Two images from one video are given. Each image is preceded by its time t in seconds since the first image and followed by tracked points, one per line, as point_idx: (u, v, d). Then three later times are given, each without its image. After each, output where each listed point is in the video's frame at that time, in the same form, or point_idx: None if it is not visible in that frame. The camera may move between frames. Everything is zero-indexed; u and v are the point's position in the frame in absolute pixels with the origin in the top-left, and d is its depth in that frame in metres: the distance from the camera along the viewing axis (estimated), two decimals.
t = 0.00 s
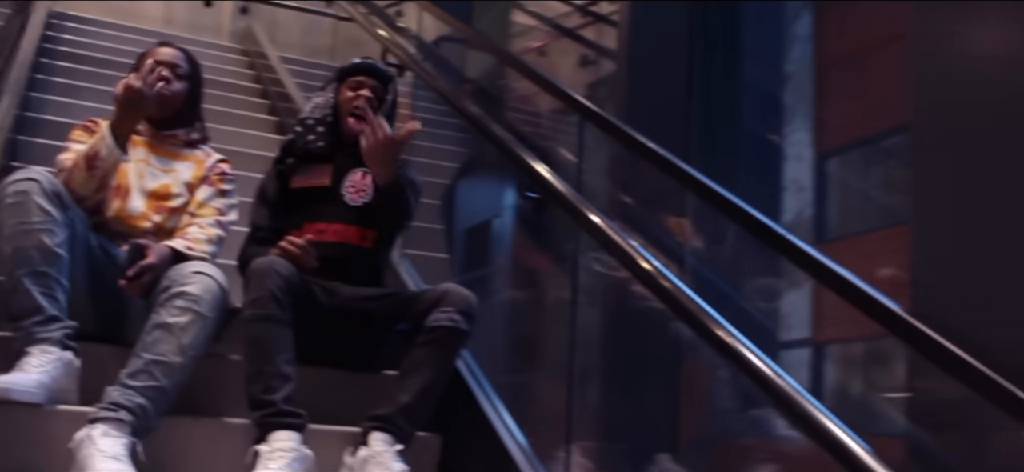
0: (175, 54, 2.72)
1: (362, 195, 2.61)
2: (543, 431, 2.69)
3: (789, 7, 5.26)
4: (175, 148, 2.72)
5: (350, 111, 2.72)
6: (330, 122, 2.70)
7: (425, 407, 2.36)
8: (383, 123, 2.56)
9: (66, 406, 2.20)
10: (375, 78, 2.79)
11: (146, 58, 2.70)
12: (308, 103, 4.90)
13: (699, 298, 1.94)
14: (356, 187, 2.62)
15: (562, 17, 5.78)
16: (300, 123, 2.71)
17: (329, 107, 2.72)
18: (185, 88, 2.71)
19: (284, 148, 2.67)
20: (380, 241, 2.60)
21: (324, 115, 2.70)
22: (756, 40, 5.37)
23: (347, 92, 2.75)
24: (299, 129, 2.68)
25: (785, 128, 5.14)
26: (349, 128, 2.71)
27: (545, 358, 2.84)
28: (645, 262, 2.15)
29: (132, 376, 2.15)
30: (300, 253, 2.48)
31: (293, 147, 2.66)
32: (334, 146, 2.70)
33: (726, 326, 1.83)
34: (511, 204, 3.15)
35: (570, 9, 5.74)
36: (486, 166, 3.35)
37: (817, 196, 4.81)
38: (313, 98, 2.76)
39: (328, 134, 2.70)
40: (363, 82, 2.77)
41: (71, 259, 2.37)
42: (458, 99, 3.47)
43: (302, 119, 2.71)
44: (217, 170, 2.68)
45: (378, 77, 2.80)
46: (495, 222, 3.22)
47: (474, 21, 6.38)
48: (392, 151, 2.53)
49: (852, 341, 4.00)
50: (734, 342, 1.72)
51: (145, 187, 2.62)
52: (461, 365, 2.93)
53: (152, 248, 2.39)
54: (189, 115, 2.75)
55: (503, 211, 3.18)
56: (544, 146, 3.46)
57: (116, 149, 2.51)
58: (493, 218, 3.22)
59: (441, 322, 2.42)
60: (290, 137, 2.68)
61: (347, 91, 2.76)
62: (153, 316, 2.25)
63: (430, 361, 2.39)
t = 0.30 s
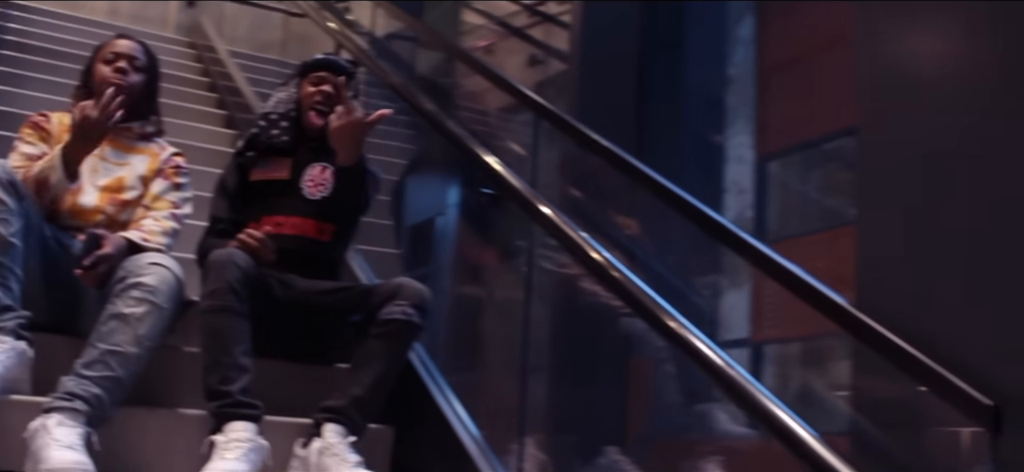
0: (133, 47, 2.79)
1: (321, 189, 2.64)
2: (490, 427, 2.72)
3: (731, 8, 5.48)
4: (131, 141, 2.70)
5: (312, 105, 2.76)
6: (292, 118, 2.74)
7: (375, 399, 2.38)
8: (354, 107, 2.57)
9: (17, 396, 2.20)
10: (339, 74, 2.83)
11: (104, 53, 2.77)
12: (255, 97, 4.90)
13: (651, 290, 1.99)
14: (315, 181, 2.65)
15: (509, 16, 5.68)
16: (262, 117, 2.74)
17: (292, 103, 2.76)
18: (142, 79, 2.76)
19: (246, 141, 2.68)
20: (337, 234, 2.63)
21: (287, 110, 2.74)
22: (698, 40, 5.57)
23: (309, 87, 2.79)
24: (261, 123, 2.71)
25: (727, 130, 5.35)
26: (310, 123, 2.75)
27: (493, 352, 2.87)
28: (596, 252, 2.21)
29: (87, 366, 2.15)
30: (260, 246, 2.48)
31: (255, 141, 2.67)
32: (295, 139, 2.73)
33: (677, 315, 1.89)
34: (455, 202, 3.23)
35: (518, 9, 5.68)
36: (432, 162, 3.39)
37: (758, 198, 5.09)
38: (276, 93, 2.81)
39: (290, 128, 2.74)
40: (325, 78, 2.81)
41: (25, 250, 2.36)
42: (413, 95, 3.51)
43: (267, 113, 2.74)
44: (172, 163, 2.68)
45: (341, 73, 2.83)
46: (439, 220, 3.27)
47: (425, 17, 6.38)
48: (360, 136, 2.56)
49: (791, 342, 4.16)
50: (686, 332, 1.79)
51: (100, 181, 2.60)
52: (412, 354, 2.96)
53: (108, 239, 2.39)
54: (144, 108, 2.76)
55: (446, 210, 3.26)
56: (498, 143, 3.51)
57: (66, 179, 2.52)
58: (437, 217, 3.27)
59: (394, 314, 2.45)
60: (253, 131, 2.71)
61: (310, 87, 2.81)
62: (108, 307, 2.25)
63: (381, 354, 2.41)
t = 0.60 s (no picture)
0: (88, 39, 2.77)
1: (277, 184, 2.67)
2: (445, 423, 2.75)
3: (676, 10, 5.66)
4: (84, 134, 2.71)
5: (269, 104, 2.78)
6: (250, 115, 2.75)
7: (325, 393, 2.39)
8: (302, 145, 2.62)
9: None
10: (297, 73, 2.85)
11: (57, 45, 2.74)
12: (203, 92, 4.89)
13: (604, 285, 2.04)
14: (271, 176, 2.68)
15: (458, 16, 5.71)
16: (220, 112, 2.75)
17: (250, 100, 2.77)
18: (96, 72, 2.75)
19: (204, 136, 2.69)
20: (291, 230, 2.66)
21: (246, 106, 2.75)
22: (642, 40, 5.74)
23: (267, 85, 2.81)
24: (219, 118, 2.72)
25: (671, 132, 5.47)
26: (268, 120, 2.77)
27: (445, 349, 2.91)
28: (547, 245, 2.25)
29: (40, 358, 2.15)
30: (213, 239, 2.51)
31: (213, 135, 2.69)
32: (252, 136, 2.75)
33: (628, 309, 1.94)
34: (396, 202, 3.29)
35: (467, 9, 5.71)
36: (376, 160, 3.47)
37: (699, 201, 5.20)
38: (234, 90, 2.81)
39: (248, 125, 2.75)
40: (283, 76, 2.83)
41: None
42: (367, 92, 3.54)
43: (224, 108, 2.75)
44: (126, 157, 2.68)
45: (299, 73, 2.85)
46: (381, 219, 3.32)
47: (374, 13, 6.36)
48: (306, 175, 2.63)
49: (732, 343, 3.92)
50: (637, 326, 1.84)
51: (52, 173, 2.61)
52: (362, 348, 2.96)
53: (62, 231, 2.39)
54: (100, 102, 2.77)
55: (389, 210, 3.31)
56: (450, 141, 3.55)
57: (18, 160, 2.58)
58: (379, 215, 3.32)
59: (345, 308, 2.47)
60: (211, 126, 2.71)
61: (267, 84, 2.82)
62: (61, 299, 2.25)
63: (331, 347, 2.42)
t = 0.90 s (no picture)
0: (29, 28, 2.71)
1: (218, 176, 2.69)
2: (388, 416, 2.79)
3: (611, 10, 5.77)
4: (25, 125, 2.70)
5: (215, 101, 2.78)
6: (195, 111, 2.75)
7: (261, 384, 2.41)
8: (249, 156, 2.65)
9: None
10: (246, 72, 2.84)
11: None
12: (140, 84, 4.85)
13: (543, 278, 2.10)
14: (213, 169, 2.70)
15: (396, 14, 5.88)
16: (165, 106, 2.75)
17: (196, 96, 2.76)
18: (38, 62, 2.70)
19: (148, 129, 2.69)
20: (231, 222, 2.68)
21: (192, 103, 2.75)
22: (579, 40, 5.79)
23: (215, 82, 2.80)
24: (165, 113, 2.71)
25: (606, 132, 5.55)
26: (213, 117, 2.77)
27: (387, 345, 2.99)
28: (486, 237, 2.31)
29: None
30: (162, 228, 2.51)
31: (157, 129, 2.69)
32: (196, 131, 2.76)
33: (566, 299, 2.01)
34: (332, 199, 3.38)
35: (405, 7, 5.86)
36: (317, 158, 3.52)
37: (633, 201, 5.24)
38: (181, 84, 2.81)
39: (193, 121, 2.75)
40: (232, 74, 2.82)
41: None
42: (308, 86, 3.56)
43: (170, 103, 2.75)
44: (68, 150, 2.68)
45: (248, 71, 2.84)
46: (314, 216, 3.38)
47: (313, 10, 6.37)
48: (251, 184, 2.66)
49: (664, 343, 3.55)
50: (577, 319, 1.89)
51: None
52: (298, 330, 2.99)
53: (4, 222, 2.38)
54: (42, 93, 2.74)
55: (323, 207, 3.38)
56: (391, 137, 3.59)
57: None
58: (312, 213, 3.38)
59: (275, 298, 2.50)
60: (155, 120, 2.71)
61: (215, 81, 2.81)
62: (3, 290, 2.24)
63: (266, 339, 2.45)
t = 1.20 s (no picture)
0: None
1: (168, 170, 2.68)
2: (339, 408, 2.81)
3: (559, 10, 5.74)
4: None
5: (166, 92, 2.79)
6: (146, 103, 2.77)
7: (206, 373, 2.44)
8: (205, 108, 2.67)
9: None
10: (196, 66, 2.87)
11: None
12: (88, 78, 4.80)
13: (495, 272, 2.14)
14: (162, 162, 2.70)
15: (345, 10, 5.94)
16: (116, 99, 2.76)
17: (146, 89, 2.78)
18: None
19: (98, 121, 2.71)
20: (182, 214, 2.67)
21: (142, 95, 2.77)
22: (526, 40, 5.85)
23: (167, 75, 2.83)
24: (114, 105, 2.74)
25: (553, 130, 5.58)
26: (164, 109, 2.79)
27: (336, 338, 3.00)
28: (437, 231, 2.34)
29: None
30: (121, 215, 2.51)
31: (106, 121, 2.71)
32: (147, 123, 2.77)
33: (516, 293, 2.04)
34: (278, 196, 3.42)
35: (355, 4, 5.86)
36: (268, 155, 3.53)
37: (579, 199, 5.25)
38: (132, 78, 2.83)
39: (144, 113, 2.77)
40: (183, 68, 2.85)
41: None
42: (260, 82, 3.56)
43: (121, 96, 2.76)
44: (19, 143, 2.66)
45: (198, 65, 2.88)
46: (260, 212, 3.43)
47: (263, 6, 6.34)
48: (206, 138, 2.66)
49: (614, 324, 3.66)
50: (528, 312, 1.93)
51: None
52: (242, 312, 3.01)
53: None
54: None
55: (268, 203, 3.42)
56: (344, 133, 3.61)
57: None
58: (259, 208, 3.42)
59: (211, 285, 2.54)
60: (106, 113, 2.74)
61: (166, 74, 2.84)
62: None
63: (206, 328, 2.49)
